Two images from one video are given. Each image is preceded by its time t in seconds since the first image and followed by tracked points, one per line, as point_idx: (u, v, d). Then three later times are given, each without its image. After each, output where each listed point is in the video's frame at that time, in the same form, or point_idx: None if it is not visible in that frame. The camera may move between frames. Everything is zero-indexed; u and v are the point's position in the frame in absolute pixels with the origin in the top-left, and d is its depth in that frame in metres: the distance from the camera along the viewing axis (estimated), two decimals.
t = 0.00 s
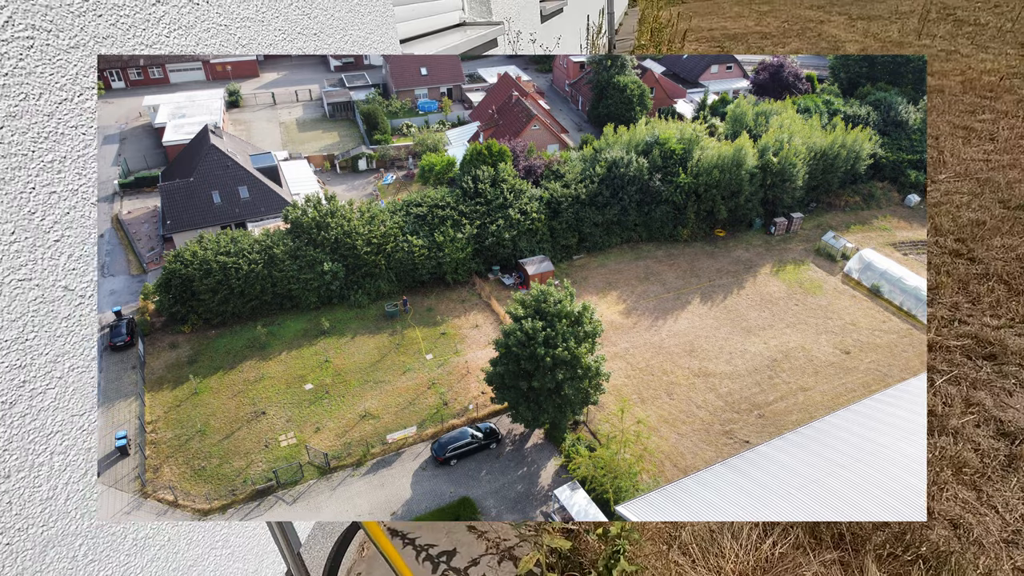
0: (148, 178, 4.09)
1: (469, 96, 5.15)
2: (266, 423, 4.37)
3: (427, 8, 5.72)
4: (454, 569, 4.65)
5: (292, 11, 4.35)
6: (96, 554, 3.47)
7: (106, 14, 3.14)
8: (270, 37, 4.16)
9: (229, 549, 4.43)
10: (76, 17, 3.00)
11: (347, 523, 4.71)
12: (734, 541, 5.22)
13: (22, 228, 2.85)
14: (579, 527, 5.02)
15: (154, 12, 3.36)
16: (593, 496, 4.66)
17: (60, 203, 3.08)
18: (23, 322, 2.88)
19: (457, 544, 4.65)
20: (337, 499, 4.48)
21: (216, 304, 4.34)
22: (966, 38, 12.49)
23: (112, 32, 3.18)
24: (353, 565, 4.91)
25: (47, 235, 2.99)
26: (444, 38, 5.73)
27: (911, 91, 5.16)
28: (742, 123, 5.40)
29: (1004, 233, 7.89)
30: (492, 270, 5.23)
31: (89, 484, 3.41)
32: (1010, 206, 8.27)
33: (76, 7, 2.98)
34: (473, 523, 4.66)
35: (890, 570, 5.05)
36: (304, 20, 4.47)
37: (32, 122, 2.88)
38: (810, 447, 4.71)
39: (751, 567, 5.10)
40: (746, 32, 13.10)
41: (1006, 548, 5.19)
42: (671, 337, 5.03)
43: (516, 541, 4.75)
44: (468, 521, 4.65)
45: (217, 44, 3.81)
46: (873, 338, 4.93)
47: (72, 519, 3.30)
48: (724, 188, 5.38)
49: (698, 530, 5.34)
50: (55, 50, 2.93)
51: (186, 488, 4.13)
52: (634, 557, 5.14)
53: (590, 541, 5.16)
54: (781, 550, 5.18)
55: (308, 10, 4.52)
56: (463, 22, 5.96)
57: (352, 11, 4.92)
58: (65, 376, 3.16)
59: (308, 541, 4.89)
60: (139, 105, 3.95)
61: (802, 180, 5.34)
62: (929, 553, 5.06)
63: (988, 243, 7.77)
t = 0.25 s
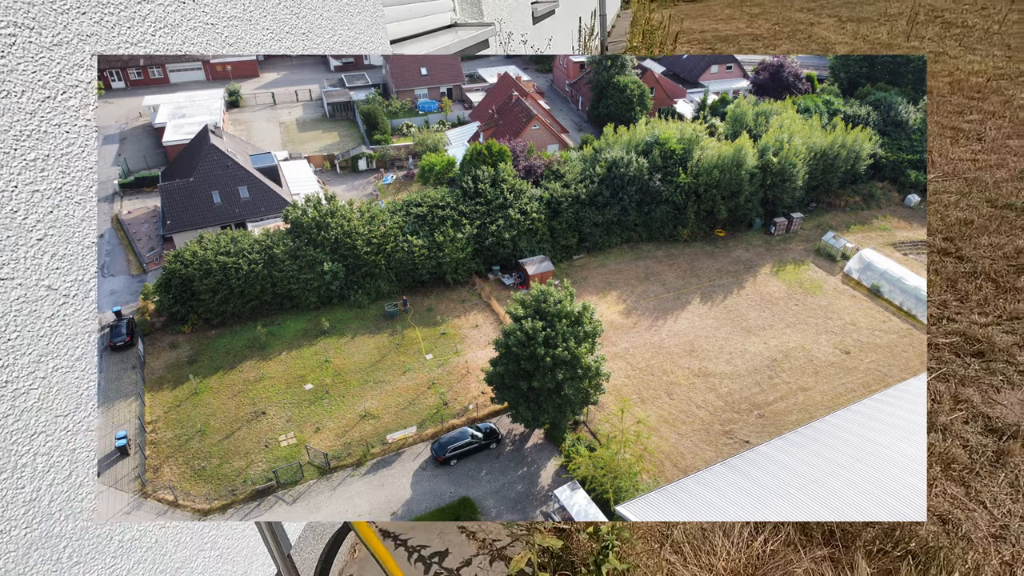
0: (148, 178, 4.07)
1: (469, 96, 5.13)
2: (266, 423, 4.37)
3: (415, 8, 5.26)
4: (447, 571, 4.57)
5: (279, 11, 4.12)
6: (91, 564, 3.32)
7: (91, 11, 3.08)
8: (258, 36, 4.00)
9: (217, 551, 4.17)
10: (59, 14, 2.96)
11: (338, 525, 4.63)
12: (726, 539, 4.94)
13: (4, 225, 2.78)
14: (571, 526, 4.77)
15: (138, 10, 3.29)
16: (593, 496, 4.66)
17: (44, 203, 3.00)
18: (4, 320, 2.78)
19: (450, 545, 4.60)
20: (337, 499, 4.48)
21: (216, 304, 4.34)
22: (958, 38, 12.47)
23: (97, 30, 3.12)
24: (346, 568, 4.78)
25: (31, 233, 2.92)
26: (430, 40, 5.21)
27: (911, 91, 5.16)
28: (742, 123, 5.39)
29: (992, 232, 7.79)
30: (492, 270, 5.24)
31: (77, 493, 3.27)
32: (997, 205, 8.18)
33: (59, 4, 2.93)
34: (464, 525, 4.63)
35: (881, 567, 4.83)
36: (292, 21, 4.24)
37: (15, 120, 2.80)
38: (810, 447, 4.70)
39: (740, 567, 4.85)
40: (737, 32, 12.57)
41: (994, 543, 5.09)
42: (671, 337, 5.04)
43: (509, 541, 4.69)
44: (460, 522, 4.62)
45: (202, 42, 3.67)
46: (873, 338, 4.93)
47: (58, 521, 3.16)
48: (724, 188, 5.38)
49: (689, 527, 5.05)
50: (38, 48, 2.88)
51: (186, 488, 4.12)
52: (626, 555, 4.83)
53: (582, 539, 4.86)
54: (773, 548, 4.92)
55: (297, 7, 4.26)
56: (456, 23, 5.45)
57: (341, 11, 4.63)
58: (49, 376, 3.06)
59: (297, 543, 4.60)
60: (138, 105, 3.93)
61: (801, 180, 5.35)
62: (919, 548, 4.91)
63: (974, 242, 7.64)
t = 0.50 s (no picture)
0: (148, 177, 4.11)
1: (469, 96, 5.16)
2: (265, 423, 4.37)
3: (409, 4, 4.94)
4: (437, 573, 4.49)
5: (266, 14, 4.02)
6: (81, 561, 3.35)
7: (76, 16, 3.09)
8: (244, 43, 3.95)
9: (206, 555, 4.13)
10: (45, 20, 2.96)
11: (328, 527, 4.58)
12: (716, 537, 4.76)
13: None
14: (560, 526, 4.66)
15: (123, 15, 3.31)
16: (593, 496, 4.65)
17: (28, 208, 2.98)
18: None
19: (440, 546, 4.53)
20: (337, 499, 4.46)
21: (216, 304, 4.34)
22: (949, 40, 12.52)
23: (83, 35, 3.14)
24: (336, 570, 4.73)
25: (14, 239, 2.91)
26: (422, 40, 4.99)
27: (911, 91, 5.17)
28: (742, 123, 5.39)
29: (977, 232, 7.63)
30: (492, 270, 5.25)
31: (65, 498, 3.27)
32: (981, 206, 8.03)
33: (45, 10, 2.92)
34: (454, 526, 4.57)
35: (866, 563, 4.65)
36: (280, 24, 4.12)
37: None
38: (810, 447, 4.68)
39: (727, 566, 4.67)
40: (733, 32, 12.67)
41: (979, 539, 4.90)
42: (671, 337, 5.04)
43: (499, 542, 4.62)
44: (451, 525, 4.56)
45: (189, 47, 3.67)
46: (873, 338, 4.93)
47: (45, 526, 3.17)
48: (724, 188, 5.38)
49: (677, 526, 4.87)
50: (23, 54, 2.87)
51: (186, 488, 4.11)
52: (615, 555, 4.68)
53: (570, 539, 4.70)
54: (761, 546, 4.74)
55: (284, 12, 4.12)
56: (446, 26, 5.19)
57: (330, 14, 4.42)
58: (35, 381, 3.05)
59: (288, 546, 4.58)
60: (139, 105, 3.94)
61: (802, 180, 5.34)
62: (906, 544, 4.69)
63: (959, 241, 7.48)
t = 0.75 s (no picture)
0: (148, 178, 4.12)
1: (469, 96, 5.15)
2: (265, 423, 4.37)
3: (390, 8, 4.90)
4: None
5: (250, 22, 4.06)
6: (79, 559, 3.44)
7: (56, 27, 3.11)
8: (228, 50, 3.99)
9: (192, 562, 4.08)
10: (24, 31, 2.97)
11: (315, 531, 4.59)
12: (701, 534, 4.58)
13: None
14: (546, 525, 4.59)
15: (105, 25, 3.33)
16: (594, 496, 4.62)
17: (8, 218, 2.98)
18: None
19: (429, 550, 4.59)
20: (337, 499, 4.45)
21: (216, 304, 4.35)
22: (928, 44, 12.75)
23: (64, 46, 3.15)
24: None
25: None
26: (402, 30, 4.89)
27: (911, 91, 5.19)
28: (742, 123, 5.40)
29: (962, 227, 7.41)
30: (492, 270, 5.27)
31: (46, 508, 3.27)
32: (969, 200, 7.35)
33: (24, 21, 2.95)
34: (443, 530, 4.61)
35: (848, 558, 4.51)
36: (263, 33, 4.15)
37: None
38: (810, 447, 4.67)
39: (713, 565, 4.50)
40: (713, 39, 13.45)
41: (955, 533, 4.88)
42: (671, 337, 5.04)
43: (487, 544, 4.64)
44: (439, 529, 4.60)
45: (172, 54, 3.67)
46: (873, 338, 4.93)
47: (27, 536, 3.17)
48: (724, 188, 5.37)
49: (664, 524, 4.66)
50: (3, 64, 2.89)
51: (186, 488, 4.11)
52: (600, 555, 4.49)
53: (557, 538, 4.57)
54: (747, 543, 4.55)
55: (268, 20, 4.17)
56: (431, 30, 5.20)
57: (314, 20, 4.43)
58: (16, 392, 3.04)
59: (274, 553, 4.56)
60: (139, 105, 3.97)
61: (801, 180, 5.34)
62: (884, 539, 4.57)
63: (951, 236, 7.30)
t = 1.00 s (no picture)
0: (148, 177, 4.12)
1: (469, 96, 5.21)
2: (266, 423, 4.39)
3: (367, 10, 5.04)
4: None
5: (221, 27, 3.85)
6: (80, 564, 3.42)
7: (21, 34, 2.87)
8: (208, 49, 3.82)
9: None
10: None
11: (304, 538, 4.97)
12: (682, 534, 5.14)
13: None
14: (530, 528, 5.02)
15: (72, 32, 3.09)
16: (593, 496, 4.64)
17: None
18: None
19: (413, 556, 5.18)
20: (337, 499, 4.47)
21: (216, 304, 4.37)
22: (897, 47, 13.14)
23: (27, 54, 2.91)
24: None
25: None
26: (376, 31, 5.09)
27: (911, 91, 5.19)
28: (742, 123, 5.39)
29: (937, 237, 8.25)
30: (492, 270, 5.21)
31: (16, 526, 3.03)
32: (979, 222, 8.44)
33: None
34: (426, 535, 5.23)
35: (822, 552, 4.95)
36: (239, 38, 3.97)
37: None
38: (810, 447, 4.70)
39: (694, 561, 5.06)
40: (691, 39, 14.19)
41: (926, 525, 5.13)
42: (671, 337, 5.04)
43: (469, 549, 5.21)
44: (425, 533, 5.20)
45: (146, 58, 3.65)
46: (873, 338, 4.93)
47: None
48: (724, 188, 5.38)
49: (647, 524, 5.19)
50: None
51: (186, 488, 4.18)
52: (582, 555, 4.97)
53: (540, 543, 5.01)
54: (726, 540, 5.10)
55: (242, 26, 3.98)
56: (409, 35, 5.38)
57: (288, 26, 4.32)
58: None
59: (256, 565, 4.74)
60: (139, 105, 3.98)
61: (801, 180, 5.34)
62: (858, 533, 4.94)
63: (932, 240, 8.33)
